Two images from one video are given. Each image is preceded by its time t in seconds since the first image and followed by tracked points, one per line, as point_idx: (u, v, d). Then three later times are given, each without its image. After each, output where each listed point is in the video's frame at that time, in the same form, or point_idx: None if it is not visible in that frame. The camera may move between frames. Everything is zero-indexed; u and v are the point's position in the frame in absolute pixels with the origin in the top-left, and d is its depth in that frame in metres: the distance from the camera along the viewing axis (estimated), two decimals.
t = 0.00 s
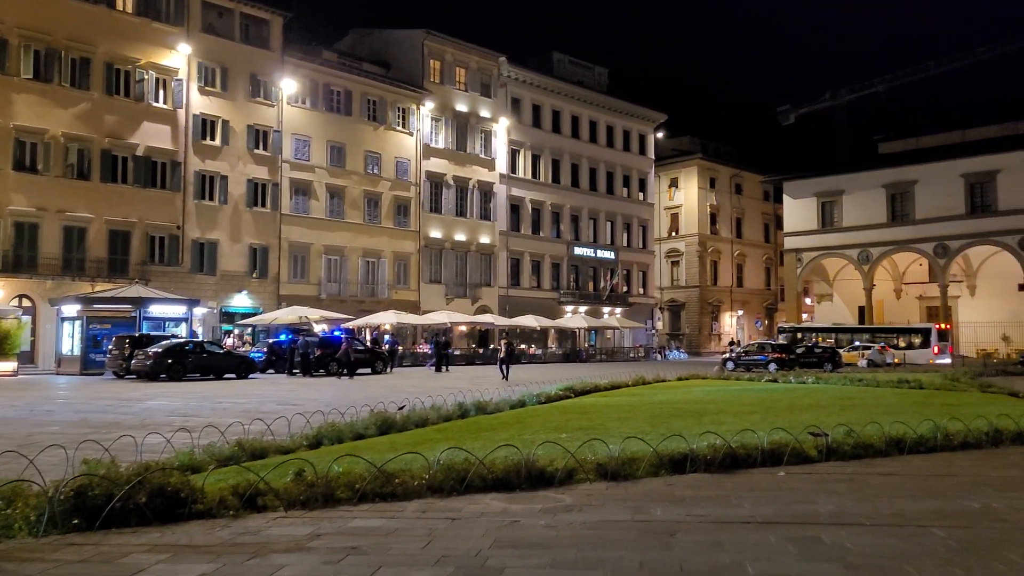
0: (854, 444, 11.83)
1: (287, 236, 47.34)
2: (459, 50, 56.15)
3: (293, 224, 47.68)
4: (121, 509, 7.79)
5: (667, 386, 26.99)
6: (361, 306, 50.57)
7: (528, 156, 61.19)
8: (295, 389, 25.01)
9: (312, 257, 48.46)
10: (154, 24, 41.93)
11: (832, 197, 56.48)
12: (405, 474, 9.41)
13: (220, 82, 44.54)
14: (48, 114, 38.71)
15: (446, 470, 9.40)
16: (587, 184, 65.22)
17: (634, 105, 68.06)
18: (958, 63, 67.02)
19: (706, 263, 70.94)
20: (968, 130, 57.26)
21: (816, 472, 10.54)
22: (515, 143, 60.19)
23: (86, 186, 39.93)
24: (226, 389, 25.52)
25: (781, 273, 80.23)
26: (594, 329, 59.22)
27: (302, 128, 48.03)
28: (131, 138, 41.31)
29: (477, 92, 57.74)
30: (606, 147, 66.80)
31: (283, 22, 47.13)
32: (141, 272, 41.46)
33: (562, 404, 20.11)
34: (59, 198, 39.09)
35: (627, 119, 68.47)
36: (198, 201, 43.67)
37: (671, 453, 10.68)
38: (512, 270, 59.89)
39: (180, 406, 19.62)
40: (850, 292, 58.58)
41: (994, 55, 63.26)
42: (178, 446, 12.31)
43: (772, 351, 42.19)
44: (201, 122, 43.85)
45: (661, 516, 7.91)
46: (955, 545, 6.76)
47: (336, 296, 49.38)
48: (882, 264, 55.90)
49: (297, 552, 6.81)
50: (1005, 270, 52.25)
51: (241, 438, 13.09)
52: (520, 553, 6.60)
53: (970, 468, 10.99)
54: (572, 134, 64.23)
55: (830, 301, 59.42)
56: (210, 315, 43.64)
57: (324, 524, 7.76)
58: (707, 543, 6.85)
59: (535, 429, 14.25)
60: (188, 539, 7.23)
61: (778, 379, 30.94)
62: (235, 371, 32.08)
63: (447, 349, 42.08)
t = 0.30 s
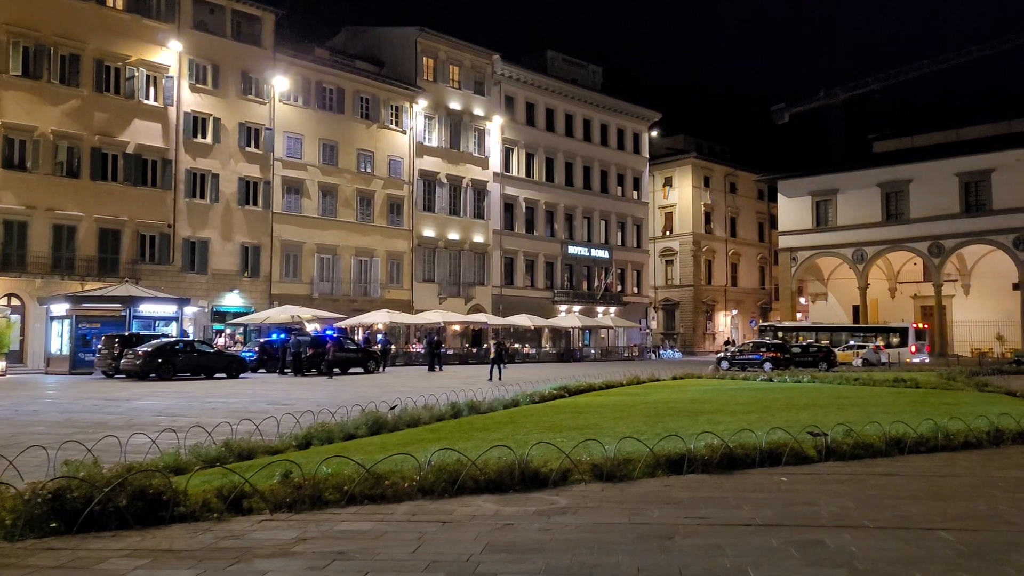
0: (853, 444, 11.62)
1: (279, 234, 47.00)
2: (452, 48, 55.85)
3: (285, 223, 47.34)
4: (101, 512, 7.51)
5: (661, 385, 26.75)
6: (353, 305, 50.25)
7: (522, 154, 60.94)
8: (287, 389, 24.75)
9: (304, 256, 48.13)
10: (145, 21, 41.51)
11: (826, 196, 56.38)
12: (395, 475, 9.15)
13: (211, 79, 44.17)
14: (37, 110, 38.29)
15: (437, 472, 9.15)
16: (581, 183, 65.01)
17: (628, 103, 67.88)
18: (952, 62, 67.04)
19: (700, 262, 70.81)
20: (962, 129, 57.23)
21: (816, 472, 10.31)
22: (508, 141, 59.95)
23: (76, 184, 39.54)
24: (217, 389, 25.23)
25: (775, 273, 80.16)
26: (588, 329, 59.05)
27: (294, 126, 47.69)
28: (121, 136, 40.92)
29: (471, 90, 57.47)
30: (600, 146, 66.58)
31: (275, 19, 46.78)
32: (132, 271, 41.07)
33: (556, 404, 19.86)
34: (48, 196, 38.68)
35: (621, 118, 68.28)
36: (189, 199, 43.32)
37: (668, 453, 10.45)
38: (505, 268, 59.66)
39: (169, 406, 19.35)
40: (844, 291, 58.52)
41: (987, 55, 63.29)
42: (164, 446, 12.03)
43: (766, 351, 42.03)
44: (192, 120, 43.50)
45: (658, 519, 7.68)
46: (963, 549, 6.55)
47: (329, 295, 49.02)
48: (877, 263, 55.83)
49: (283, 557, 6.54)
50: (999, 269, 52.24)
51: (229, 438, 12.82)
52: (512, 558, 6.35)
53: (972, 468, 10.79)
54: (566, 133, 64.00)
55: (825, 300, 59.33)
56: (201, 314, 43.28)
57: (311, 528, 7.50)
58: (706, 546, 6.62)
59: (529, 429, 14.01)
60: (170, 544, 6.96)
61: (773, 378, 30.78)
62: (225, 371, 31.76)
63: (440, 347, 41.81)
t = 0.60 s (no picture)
0: (847, 446, 11.40)
1: (267, 233, 46.60)
2: (442, 45, 55.53)
3: (274, 222, 46.93)
4: (70, 521, 7.21)
5: (652, 385, 26.53)
6: (343, 305, 49.89)
7: (512, 153, 60.67)
8: (273, 389, 24.42)
9: (293, 255, 47.73)
10: (130, 17, 41.01)
11: (816, 195, 56.33)
12: (379, 480, 8.88)
13: (198, 76, 43.74)
14: (21, 108, 37.83)
15: (422, 477, 8.89)
16: (571, 181, 64.81)
17: (618, 102, 67.71)
18: (941, 62, 67.14)
19: (691, 261, 70.71)
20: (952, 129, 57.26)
21: (810, 475, 10.10)
22: (498, 139, 59.67)
23: (61, 182, 39.09)
24: (202, 389, 24.90)
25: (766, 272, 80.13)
26: (579, 328, 58.83)
27: (282, 123, 47.29)
28: (106, 133, 40.45)
29: (461, 88, 57.17)
30: (591, 145, 66.38)
31: (263, 15, 46.36)
32: (117, 270, 40.62)
33: (546, 404, 19.64)
34: (31, 193, 38.24)
35: (612, 117, 68.11)
36: (176, 197, 42.90)
37: (660, 456, 10.22)
38: (496, 267, 59.40)
39: (153, 407, 19.03)
40: (835, 290, 58.50)
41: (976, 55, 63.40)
42: (141, 450, 11.71)
43: (757, 350, 41.94)
44: (179, 117, 43.04)
45: (649, 526, 7.44)
46: (964, 557, 6.32)
47: (318, 295, 48.61)
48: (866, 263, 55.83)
49: (259, 569, 6.27)
50: (988, 269, 52.28)
51: (210, 441, 12.52)
52: (497, 569, 6.09)
53: (969, 470, 10.58)
54: (556, 131, 63.77)
55: (815, 299, 59.28)
56: (188, 314, 42.86)
57: (290, 536, 7.23)
58: (699, 555, 6.38)
59: (518, 431, 13.78)
60: (141, 555, 6.66)
61: (765, 378, 30.61)
62: (211, 371, 31.38)
63: (430, 347, 41.51)
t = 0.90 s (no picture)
0: (841, 448, 11.26)
1: (256, 232, 46.23)
2: (433, 44, 55.28)
3: (262, 220, 46.57)
4: (42, 527, 6.95)
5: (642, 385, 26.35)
6: (331, 304, 49.57)
7: (502, 152, 60.45)
8: (260, 389, 24.13)
9: (282, 254, 47.38)
10: (116, 13, 40.54)
11: (806, 195, 56.32)
12: (364, 484, 8.66)
13: (186, 73, 43.35)
14: (6, 105, 37.30)
15: (409, 480, 8.67)
16: (562, 181, 64.66)
17: (609, 101, 67.60)
18: (930, 62, 67.30)
19: (681, 260, 70.66)
20: (941, 128, 57.37)
21: (803, 478, 9.94)
22: (489, 138, 59.44)
23: (46, 180, 38.61)
24: (188, 389, 24.58)
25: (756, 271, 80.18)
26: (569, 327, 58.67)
27: (270, 121, 46.92)
28: (92, 131, 39.99)
29: (451, 87, 56.90)
30: (581, 144, 66.23)
31: (251, 13, 45.97)
32: (104, 269, 40.20)
33: (535, 404, 19.47)
34: (16, 192, 37.72)
35: (602, 116, 67.98)
36: (163, 196, 42.51)
37: (651, 458, 10.04)
38: (486, 266, 59.18)
39: (137, 407, 18.74)
40: (824, 289, 58.54)
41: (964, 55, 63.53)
42: (122, 453, 11.44)
43: (747, 350, 41.87)
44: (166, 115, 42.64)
45: (642, 531, 7.25)
46: (965, 563, 6.16)
47: (306, 294, 48.28)
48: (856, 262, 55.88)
49: None
50: (976, 268, 52.38)
51: (194, 444, 12.26)
52: None
53: (964, 472, 10.44)
54: (547, 130, 63.59)
55: (804, 299, 59.30)
56: (175, 313, 42.48)
57: (271, 543, 7.01)
58: (693, 563, 6.19)
59: (507, 432, 13.57)
60: (117, 564, 6.42)
61: (755, 377, 30.50)
62: (198, 371, 31.01)
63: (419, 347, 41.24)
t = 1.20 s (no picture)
0: (835, 449, 11.07)
1: (241, 231, 45.79)
2: (421, 42, 54.97)
3: (248, 219, 46.13)
4: (10, 535, 6.67)
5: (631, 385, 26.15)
6: (318, 303, 49.16)
7: (491, 151, 60.16)
8: (243, 389, 23.78)
9: (268, 253, 46.95)
10: (99, 8, 39.99)
11: (793, 194, 56.35)
12: (348, 489, 8.40)
13: (170, 70, 42.87)
14: None
15: (394, 484, 8.42)
16: (550, 180, 64.45)
17: (597, 100, 67.47)
18: (916, 63, 67.50)
19: (669, 260, 70.60)
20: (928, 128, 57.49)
21: (798, 480, 9.75)
22: (477, 137, 59.13)
23: (28, 177, 38.05)
24: (171, 389, 24.21)
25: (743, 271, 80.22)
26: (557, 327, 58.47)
27: (256, 119, 46.48)
28: (75, 127, 39.45)
29: (439, 85, 56.59)
30: (569, 143, 66.05)
31: (237, 9, 45.53)
32: (86, 267, 39.68)
33: (524, 404, 19.25)
34: None
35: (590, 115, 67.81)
36: (147, 193, 42.03)
37: (642, 460, 9.83)
38: (474, 266, 58.91)
39: (119, 408, 18.40)
40: (811, 289, 58.58)
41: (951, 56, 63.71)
42: (98, 456, 11.11)
43: (735, 349, 41.78)
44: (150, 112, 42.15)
45: (633, 537, 7.02)
46: (968, 570, 5.96)
47: (292, 293, 47.87)
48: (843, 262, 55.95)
49: None
50: (962, 268, 52.50)
51: (173, 446, 11.94)
52: None
53: (958, 473, 10.27)
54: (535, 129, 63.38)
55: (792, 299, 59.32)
56: (159, 312, 41.99)
57: (249, 551, 6.74)
58: (688, 570, 5.97)
59: (495, 433, 13.33)
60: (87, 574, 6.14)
61: (744, 377, 30.37)
62: (181, 371, 30.59)
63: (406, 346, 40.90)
